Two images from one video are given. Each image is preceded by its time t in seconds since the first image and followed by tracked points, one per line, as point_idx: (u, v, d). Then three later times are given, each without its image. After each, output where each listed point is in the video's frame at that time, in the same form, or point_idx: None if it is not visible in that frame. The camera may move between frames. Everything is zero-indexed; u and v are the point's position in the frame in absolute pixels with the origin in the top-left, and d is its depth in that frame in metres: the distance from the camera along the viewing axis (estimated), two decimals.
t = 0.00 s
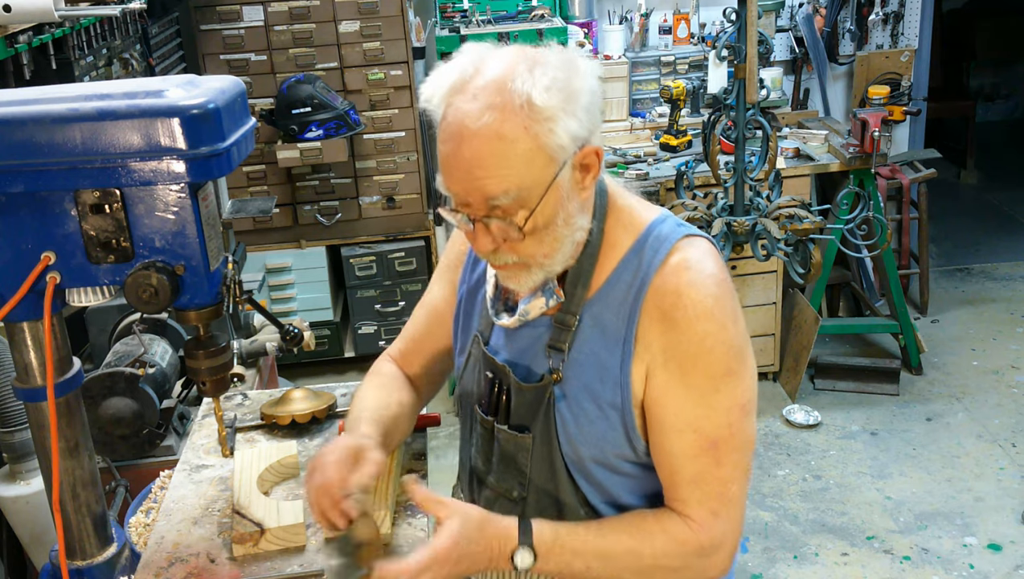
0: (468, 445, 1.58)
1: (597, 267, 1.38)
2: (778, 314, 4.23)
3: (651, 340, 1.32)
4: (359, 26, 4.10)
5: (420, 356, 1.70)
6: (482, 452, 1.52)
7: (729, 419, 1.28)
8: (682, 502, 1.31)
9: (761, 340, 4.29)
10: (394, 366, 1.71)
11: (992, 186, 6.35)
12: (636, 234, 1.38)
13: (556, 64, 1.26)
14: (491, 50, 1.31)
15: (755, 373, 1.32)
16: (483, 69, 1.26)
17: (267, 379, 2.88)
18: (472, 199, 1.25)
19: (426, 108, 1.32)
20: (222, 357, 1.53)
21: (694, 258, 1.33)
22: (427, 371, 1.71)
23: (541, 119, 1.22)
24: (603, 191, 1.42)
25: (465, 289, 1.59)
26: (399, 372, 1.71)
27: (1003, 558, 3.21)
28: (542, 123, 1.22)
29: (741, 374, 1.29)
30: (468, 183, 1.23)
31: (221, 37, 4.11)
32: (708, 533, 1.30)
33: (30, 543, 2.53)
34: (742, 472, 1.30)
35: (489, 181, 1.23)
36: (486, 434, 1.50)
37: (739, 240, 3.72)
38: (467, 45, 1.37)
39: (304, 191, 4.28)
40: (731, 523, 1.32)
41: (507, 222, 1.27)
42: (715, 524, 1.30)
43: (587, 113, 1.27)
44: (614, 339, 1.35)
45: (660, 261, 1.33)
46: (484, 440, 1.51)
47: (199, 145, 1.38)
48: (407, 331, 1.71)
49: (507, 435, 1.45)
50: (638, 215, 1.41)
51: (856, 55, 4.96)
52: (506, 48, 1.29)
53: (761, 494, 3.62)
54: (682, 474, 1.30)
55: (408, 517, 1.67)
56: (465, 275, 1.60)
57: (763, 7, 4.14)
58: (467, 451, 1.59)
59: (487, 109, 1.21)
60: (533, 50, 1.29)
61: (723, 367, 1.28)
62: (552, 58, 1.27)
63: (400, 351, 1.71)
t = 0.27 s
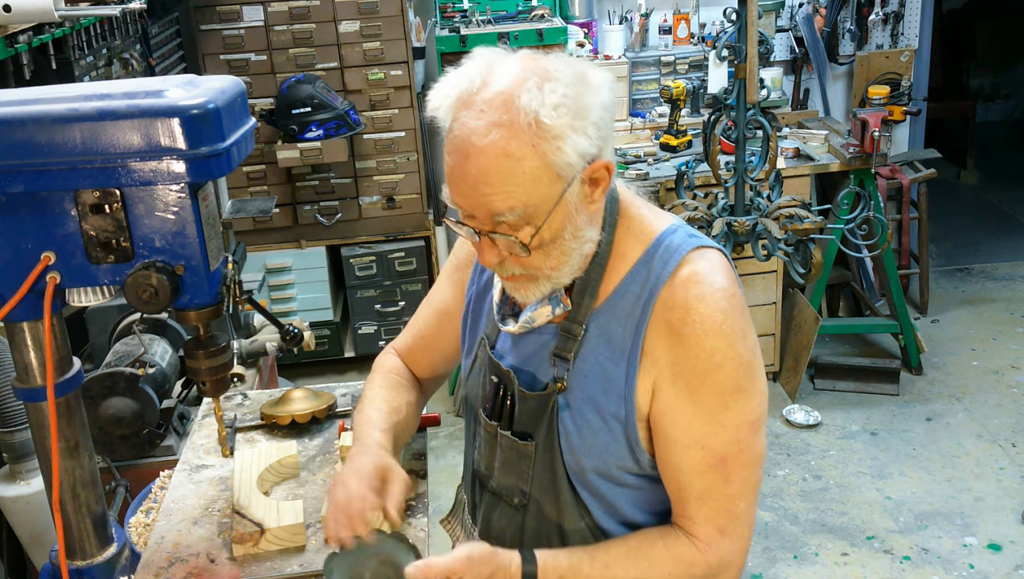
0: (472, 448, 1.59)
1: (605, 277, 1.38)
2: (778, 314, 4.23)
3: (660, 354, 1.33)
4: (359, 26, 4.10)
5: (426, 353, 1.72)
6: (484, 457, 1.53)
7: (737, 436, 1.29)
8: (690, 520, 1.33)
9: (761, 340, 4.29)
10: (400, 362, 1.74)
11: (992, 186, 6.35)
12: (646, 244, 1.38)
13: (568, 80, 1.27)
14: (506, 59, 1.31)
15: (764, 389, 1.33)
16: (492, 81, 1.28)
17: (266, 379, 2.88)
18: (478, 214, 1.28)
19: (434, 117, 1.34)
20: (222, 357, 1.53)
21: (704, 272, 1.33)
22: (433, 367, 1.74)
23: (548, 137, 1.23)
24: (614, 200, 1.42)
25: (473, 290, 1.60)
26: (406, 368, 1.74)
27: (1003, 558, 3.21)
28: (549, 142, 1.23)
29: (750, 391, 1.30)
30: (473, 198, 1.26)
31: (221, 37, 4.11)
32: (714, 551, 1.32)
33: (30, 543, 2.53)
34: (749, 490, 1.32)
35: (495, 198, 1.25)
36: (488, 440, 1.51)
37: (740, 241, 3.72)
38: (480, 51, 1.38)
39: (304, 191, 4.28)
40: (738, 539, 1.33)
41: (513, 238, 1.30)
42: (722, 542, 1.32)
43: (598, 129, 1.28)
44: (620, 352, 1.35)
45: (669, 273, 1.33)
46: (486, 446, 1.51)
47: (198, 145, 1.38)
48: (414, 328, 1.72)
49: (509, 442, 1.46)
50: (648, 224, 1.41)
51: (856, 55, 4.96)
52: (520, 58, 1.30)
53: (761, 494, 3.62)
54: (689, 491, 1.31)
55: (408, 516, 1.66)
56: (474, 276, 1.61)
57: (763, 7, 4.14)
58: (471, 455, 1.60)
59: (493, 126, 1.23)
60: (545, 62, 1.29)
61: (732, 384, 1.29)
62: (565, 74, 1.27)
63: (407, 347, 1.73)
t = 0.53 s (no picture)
0: (473, 450, 1.59)
1: (609, 280, 1.38)
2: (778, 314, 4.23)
3: (665, 357, 1.33)
4: (359, 26, 4.10)
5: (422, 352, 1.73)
6: (484, 459, 1.52)
7: (743, 439, 1.29)
8: (696, 524, 1.33)
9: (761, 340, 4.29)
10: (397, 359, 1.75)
11: (992, 186, 6.35)
12: (652, 247, 1.38)
13: (577, 91, 1.27)
14: (516, 66, 1.31)
15: (770, 392, 1.33)
16: (500, 88, 1.27)
17: (266, 379, 2.88)
18: (478, 221, 1.29)
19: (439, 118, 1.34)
20: (222, 357, 1.53)
21: (710, 275, 1.33)
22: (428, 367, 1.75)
23: (551, 151, 1.24)
24: (619, 202, 1.42)
25: (473, 291, 1.61)
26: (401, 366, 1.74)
27: (1003, 558, 3.21)
28: (552, 155, 1.24)
29: (756, 394, 1.31)
30: (474, 206, 1.27)
31: (221, 37, 4.11)
32: (720, 555, 1.33)
33: (30, 543, 2.53)
34: (756, 494, 1.32)
35: (495, 207, 1.26)
36: (489, 442, 1.50)
37: (740, 241, 3.72)
38: (491, 53, 1.37)
39: (304, 191, 4.28)
40: (744, 543, 1.34)
41: (512, 248, 1.32)
42: (729, 547, 1.33)
43: (603, 143, 1.28)
44: (623, 355, 1.35)
45: (675, 276, 1.34)
46: (487, 449, 1.51)
47: (199, 145, 1.38)
48: (413, 326, 1.73)
49: (510, 445, 1.45)
50: (653, 226, 1.41)
51: (856, 55, 4.96)
52: (530, 67, 1.29)
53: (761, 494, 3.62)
54: (696, 494, 1.31)
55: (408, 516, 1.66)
56: (474, 279, 1.61)
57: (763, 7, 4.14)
58: (472, 458, 1.59)
59: (498, 136, 1.23)
60: (555, 71, 1.29)
61: (739, 387, 1.29)
62: (574, 86, 1.27)
63: (404, 345, 1.74)
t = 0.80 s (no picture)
0: (473, 452, 1.59)
1: (609, 281, 1.38)
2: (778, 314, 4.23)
3: (664, 358, 1.33)
4: (359, 26, 4.10)
5: (417, 352, 1.73)
6: (485, 461, 1.53)
7: (740, 442, 1.29)
8: (691, 527, 1.33)
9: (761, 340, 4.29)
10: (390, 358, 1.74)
11: (992, 186, 6.35)
12: (651, 248, 1.38)
13: (577, 99, 1.26)
14: (517, 69, 1.30)
15: (768, 395, 1.33)
16: (500, 92, 1.27)
17: (266, 379, 2.88)
18: (473, 224, 1.29)
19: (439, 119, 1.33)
20: (222, 357, 1.53)
21: (709, 276, 1.33)
22: (421, 366, 1.74)
23: (549, 159, 1.24)
24: (620, 203, 1.42)
25: (471, 292, 1.61)
26: (394, 365, 1.74)
27: (1003, 558, 3.21)
28: (549, 163, 1.24)
29: (754, 397, 1.30)
30: (471, 210, 1.27)
31: (221, 37, 4.11)
32: (714, 559, 1.33)
33: (30, 543, 2.53)
34: (751, 497, 1.32)
35: (491, 212, 1.26)
36: (489, 444, 1.50)
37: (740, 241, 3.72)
38: (493, 55, 1.37)
39: (304, 191, 4.28)
40: (739, 547, 1.34)
41: (507, 253, 1.32)
42: (723, 550, 1.32)
43: (601, 152, 1.28)
44: (622, 356, 1.35)
45: (675, 277, 1.34)
46: (487, 450, 1.51)
47: (199, 145, 1.38)
48: (408, 325, 1.73)
49: (510, 447, 1.46)
50: (654, 227, 1.41)
51: (856, 55, 4.96)
52: (531, 71, 1.29)
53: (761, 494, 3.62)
54: (691, 497, 1.31)
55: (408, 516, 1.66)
56: (472, 280, 1.62)
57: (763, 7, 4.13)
58: (472, 460, 1.59)
59: (496, 141, 1.23)
60: (556, 77, 1.28)
61: (737, 389, 1.29)
62: (575, 94, 1.26)
63: (398, 344, 1.74)
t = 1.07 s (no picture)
0: (472, 453, 1.59)
1: (609, 283, 1.38)
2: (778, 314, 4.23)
3: (662, 360, 1.33)
4: (359, 26, 4.10)
5: (416, 349, 1.73)
6: (484, 463, 1.53)
7: (738, 445, 1.29)
8: (688, 529, 1.33)
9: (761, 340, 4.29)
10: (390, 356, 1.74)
11: (992, 186, 6.35)
12: (651, 250, 1.38)
13: (576, 101, 1.26)
14: (515, 73, 1.30)
15: (766, 398, 1.33)
16: (498, 96, 1.27)
17: (266, 379, 2.88)
18: (475, 230, 1.29)
19: (438, 124, 1.33)
20: (222, 357, 1.53)
21: (708, 279, 1.33)
22: (421, 364, 1.74)
23: (549, 162, 1.24)
24: (619, 205, 1.42)
25: (471, 291, 1.61)
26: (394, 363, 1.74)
27: (1003, 558, 3.21)
28: (550, 166, 1.24)
29: (752, 400, 1.30)
30: (472, 215, 1.27)
31: (221, 37, 4.11)
32: (711, 561, 1.33)
33: (30, 543, 2.53)
34: (748, 500, 1.32)
35: (492, 217, 1.26)
36: (488, 446, 1.50)
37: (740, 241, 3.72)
38: (491, 58, 1.37)
39: (304, 191, 4.27)
40: (736, 549, 1.34)
41: (509, 257, 1.32)
42: (720, 552, 1.32)
43: (601, 153, 1.28)
44: (622, 358, 1.35)
45: (674, 279, 1.34)
46: (486, 452, 1.51)
47: (199, 145, 1.38)
48: (408, 322, 1.73)
49: (509, 449, 1.46)
50: (653, 229, 1.41)
51: (856, 55, 4.96)
52: (529, 74, 1.29)
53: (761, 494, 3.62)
54: (689, 499, 1.31)
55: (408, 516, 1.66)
56: (471, 279, 1.62)
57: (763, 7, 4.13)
58: (471, 461, 1.60)
59: (495, 146, 1.23)
60: (554, 79, 1.28)
61: (735, 392, 1.29)
62: (573, 97, 1.26)
63: (398, 342, 1.74)
